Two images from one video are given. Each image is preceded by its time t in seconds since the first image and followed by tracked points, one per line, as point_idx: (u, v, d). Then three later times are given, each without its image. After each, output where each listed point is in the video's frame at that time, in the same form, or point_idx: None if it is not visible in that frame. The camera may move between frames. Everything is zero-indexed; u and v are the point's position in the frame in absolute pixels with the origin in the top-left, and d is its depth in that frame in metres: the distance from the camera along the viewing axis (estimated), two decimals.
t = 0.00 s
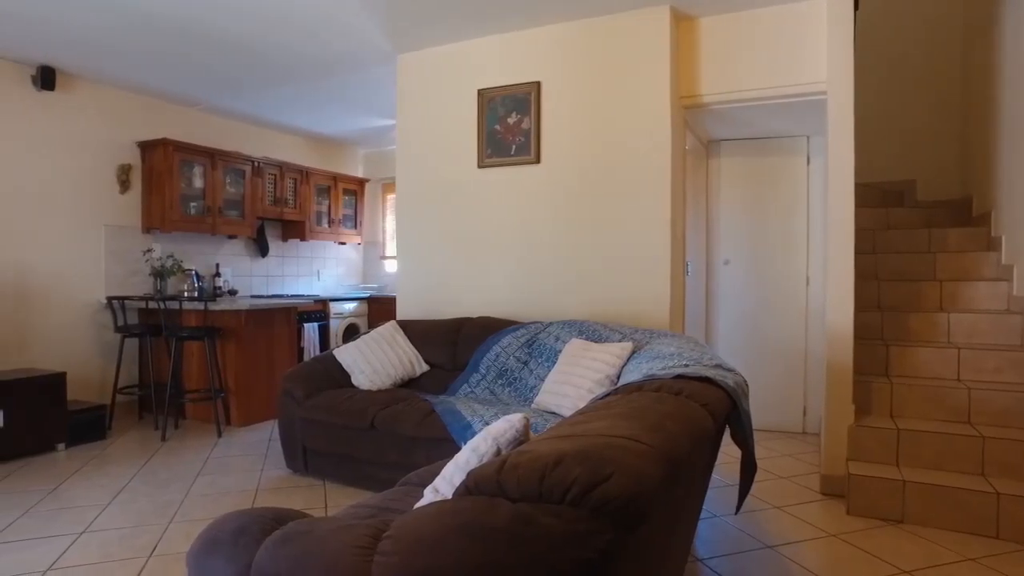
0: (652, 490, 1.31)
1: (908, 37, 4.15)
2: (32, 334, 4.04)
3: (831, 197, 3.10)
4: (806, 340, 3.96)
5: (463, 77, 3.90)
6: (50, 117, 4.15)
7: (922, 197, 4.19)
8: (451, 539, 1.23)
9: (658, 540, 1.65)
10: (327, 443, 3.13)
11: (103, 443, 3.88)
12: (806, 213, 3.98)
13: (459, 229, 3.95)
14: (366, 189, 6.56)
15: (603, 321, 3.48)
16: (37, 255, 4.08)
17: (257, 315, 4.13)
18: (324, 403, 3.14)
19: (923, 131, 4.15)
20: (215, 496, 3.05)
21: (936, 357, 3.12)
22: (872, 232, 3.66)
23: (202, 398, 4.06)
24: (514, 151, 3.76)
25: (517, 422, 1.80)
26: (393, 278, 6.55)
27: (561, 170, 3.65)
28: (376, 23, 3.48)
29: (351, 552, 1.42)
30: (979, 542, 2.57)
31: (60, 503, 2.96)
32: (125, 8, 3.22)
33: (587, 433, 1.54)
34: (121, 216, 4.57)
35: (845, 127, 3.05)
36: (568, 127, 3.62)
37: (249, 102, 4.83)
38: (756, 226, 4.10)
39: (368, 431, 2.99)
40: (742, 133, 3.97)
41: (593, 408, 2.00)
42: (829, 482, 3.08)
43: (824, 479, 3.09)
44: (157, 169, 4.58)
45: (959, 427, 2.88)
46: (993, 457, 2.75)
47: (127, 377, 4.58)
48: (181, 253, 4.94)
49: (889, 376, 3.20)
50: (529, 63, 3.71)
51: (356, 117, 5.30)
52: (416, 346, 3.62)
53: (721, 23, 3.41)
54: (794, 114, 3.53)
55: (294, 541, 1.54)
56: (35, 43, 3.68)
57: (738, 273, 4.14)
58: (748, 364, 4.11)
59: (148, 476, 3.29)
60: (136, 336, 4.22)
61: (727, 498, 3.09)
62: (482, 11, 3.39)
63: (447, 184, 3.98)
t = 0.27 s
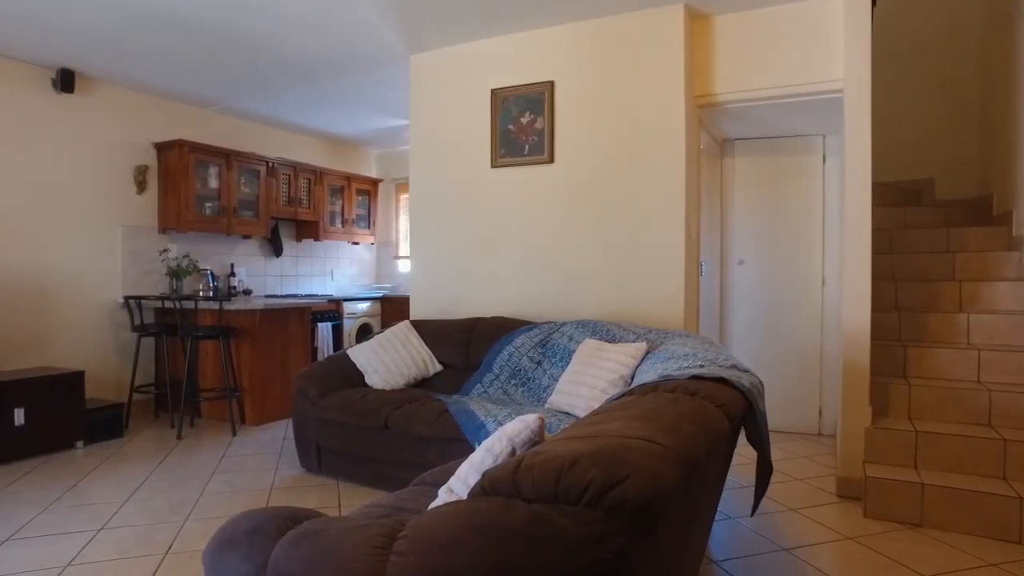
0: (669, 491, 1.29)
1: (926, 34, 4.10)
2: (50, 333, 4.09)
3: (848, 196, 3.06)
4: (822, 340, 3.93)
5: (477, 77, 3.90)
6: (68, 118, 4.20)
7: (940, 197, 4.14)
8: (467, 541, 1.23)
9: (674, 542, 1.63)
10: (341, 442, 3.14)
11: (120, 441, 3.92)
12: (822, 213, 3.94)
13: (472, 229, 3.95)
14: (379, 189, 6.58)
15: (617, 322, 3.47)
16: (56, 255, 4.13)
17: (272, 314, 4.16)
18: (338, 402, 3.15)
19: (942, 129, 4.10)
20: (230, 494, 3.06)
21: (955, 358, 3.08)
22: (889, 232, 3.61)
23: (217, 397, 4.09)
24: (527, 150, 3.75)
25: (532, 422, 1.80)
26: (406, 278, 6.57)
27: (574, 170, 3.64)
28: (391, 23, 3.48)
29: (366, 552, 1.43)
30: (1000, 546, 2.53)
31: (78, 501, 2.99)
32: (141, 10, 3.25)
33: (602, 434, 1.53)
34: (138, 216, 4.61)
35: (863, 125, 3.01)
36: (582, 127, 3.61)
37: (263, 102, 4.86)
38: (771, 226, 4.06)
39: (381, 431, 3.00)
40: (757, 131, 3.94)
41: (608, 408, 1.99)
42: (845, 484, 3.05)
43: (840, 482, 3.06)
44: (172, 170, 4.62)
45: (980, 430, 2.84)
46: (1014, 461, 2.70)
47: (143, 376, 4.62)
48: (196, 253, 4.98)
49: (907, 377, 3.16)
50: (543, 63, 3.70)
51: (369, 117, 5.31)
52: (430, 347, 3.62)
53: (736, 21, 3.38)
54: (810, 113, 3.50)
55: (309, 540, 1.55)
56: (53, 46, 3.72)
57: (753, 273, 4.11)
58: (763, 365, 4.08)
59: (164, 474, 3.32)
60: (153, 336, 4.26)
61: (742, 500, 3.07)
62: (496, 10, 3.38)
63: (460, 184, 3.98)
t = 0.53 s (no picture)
0: (687, 493, 1.28)
1: (946, 30, 4.05)
2: (70, 332, 4.14)
3: (866, 195, 3.02)
4: (840, 341, 3.88)
5: (491, 76, 3.89)
6: (88, 120, 4.25)
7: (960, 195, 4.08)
8: (485, 541, 1.22)
9: (691, 544, 1.62)
10: (356, 442, 3.15)
11: (138, 438, 3.96)
12: (840, 212, 3.90)
13: (486, 229, 3.95)
14: (393, 189, 6.60)
15: (632, 322, 3.45)
16: (76, 255, 4.18)
17: (287, 314, 4.18)
18: (353, 402, 3.16)
19: (963, 126, 4.04)
20: (246, 492, 3.09)
21: (976, 360, 3.04)
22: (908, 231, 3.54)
23: (233, 395, 4.12)
24: (542, 150, 3.75)
25: (548, 423, 1.79)
26: (420, 278, 6.58)
27: (589, 170, 3.63)
28: (405, 23, 3.49)
29: (383, 552, 1.43)
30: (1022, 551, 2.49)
31: (97, 497, 3.02)
32: (159, 12, 3.27)
33: (619, 435, 1.52)
34: (155, 216, 4.66)
35: (883, 123, 2.98)
36: (597, 126, 3.60)
37: (278, 103, 4.88)
38: (788, 225, 4.03)
39: (396, 430, 3.00)
40: (774, 130, 3.90)
41: (624, 409, 1.98)
42: (863, 487, 3.02)
43: (858, 484, 3.02)
44: (189, 170, 4.66)
45: (1001, 433, 2.79)
46: None
47: (160, 375, 4.67)
48: (212, 253, 5.02)
49: (926, 378, 3.13)
50: (558, 62, 3.69)
51: (383, 117, 5.33)
52: (444, 347, 3.63)
53: (753, 19, 3.35)
54: (828, 111, 3.47)
55: (326, 540, 1.55)
56: (73, 49, 3.77)
57: (769, 273, 4.08)
58: (780, 366, 4.04)
59: (181, 472, 3.35)
60: (170, 335, 4.30)
61: (758, 501, 3.04)
62: (510, 10, 3.38)
63: (474, 184, 3.98)
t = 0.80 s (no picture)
0: (707, 494, 1.26)
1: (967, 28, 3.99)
2: (90, 331, 4.19)
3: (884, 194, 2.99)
4: (859, 342, 3.84)
5: (506, 76, 3.89)
6: (107, 121, 4.30)
7: (981, 195, 4.02)
8: (504, 541, 1.22)
9: (710, 546, 1.60)
10: (371, 441, 3.16)
11: (156, 437, 4.00)
12: (858, 212, 3.85)
13: (501, 229, 3.94)
14: (408, 189, 6.62)
15: (648, 322, 3.43)
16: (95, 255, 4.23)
17: (303, 313, 4.20)
18: (369, 401, 3.17)
19: (984, 125, 3.98)
20: (263, 491, 3.10)
21: (998, 361, 2.99)
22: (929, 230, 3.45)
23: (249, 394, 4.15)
24: (557, 150, 3.74)
25: (565, 424, 1.79)
26: (434, 278, 6.60)
27: (604, 169, 3.61)
28: (420, 24, 3.50)
29: (400, 552, 1.43)
30: None
31: (117, 494, 3.05)
32: (176, 14, 3.30)
33: (637, 436, 1.50)
34: (173, 217, 4.70)
35: (903, 120, 2.93)
36: (613, 125, 3.58)
37: (293, 104, 4.91)
38: (805, 225, 3.99)
39: (411, 430, 3.01)
40: (791, 129, 3.87)
41: (641, 410, 1.97)
42: (881, 489, 2.99)
43: (877, 486, 2.99)
44: (206, 171, 4.70)
45: None
46: None
47: (177, 374, 4.71)
48: (229, 254, 5.05)
49: (947, 379, 3.10)
50: (572, 61, 3.68)
51: (398, 118, 5.34)
52: (459, 347, 3.63)
53: (769, 17, 3.32)
54: (846, 109, 3.43)
55: (343, 539, 1.55)
56: (92, 51, 3.81)
57: (785, 273, 4.04)
58: (796, 367, 4.00)
59: (198, 470, 3.38)
60: (188, 334, 4.34)
61: (775, 504, 3.01)
62: (525, 10, 3.37)
63: (489, 184, 3.98)
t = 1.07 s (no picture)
0: (728, 496, 1.25)
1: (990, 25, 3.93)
2: (110, 331, 4.24)
3: (905, 194, 2.95)
4: (879, 343, 3.79)
5: (522, 76, 3.89)
6: (127, 123, 4.35)
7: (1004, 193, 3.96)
8: (524, 542, 1.21)
9: (730, 548, 1.59)
10: (387, 441, 3.17)
11: (175, 434, 4.04)
12: (877, 211, 3.81)
13: (517, 229, 3.94)
14: (423, 190, 6.64)
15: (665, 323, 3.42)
16: (116, 255, 4.28)
17: (319, 313, 4.23)
18: (386, 401, 3.19)
19: (1007, 122, 3.92)
20: (280, 489, 3.12)
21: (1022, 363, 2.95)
22: (949, 231, 3.44)
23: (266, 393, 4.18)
24: (573, 150, 3.73)
25: (583, 424, 1.78)
26: (449, 278, 6.61)
27: (621, 169, 3.60)
28: (436, 24, 3.51)
29: (419, 552, 1.43)
30: None
31: (137, 492, 3.09)
32: (195, 17, 3.33)
33: (656, 436, 1.49)
34: (191, 217, 4.75)
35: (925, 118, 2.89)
36: (629, 125, 3.57)
37: (309, 105, 4.94)
38: (823, 224, 3.95)
39: (427, 430, 3.01)
40: (809, 128, 3.83)
41: (659, 410, 1.96)
42: (901, 492, 2.95)
43: (897, 490, 2.95)
44: (224, 172, 4.74)
45: None
46: None
47: (195, 373, 4.76)
48: (246, 254, 5.10)
49: (969, 382, 3.04)
50: (588, 61, 3.67)
51: (413, 118, 5.35)
52: (475, 347, 3.63)
53: (787, 15, 3.29)
54: (866, 108, 3.39)
55: (363, 538, 1.56)
56: (112, 54, 3.86)
57: (803, 273, 4.00)
58: (815, 368, 3.97)
59: (216, 468, 3.41)
60: (206, 334, 4.38)
61: (793, 506, 2.99)
62: (541, 9, 3.37)
63: (504, 184, 3.98)
